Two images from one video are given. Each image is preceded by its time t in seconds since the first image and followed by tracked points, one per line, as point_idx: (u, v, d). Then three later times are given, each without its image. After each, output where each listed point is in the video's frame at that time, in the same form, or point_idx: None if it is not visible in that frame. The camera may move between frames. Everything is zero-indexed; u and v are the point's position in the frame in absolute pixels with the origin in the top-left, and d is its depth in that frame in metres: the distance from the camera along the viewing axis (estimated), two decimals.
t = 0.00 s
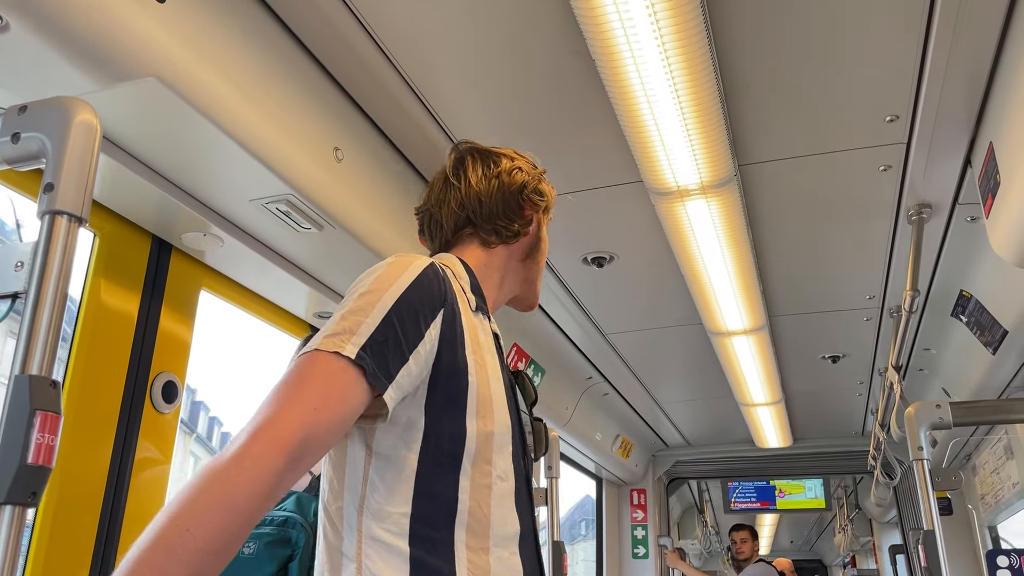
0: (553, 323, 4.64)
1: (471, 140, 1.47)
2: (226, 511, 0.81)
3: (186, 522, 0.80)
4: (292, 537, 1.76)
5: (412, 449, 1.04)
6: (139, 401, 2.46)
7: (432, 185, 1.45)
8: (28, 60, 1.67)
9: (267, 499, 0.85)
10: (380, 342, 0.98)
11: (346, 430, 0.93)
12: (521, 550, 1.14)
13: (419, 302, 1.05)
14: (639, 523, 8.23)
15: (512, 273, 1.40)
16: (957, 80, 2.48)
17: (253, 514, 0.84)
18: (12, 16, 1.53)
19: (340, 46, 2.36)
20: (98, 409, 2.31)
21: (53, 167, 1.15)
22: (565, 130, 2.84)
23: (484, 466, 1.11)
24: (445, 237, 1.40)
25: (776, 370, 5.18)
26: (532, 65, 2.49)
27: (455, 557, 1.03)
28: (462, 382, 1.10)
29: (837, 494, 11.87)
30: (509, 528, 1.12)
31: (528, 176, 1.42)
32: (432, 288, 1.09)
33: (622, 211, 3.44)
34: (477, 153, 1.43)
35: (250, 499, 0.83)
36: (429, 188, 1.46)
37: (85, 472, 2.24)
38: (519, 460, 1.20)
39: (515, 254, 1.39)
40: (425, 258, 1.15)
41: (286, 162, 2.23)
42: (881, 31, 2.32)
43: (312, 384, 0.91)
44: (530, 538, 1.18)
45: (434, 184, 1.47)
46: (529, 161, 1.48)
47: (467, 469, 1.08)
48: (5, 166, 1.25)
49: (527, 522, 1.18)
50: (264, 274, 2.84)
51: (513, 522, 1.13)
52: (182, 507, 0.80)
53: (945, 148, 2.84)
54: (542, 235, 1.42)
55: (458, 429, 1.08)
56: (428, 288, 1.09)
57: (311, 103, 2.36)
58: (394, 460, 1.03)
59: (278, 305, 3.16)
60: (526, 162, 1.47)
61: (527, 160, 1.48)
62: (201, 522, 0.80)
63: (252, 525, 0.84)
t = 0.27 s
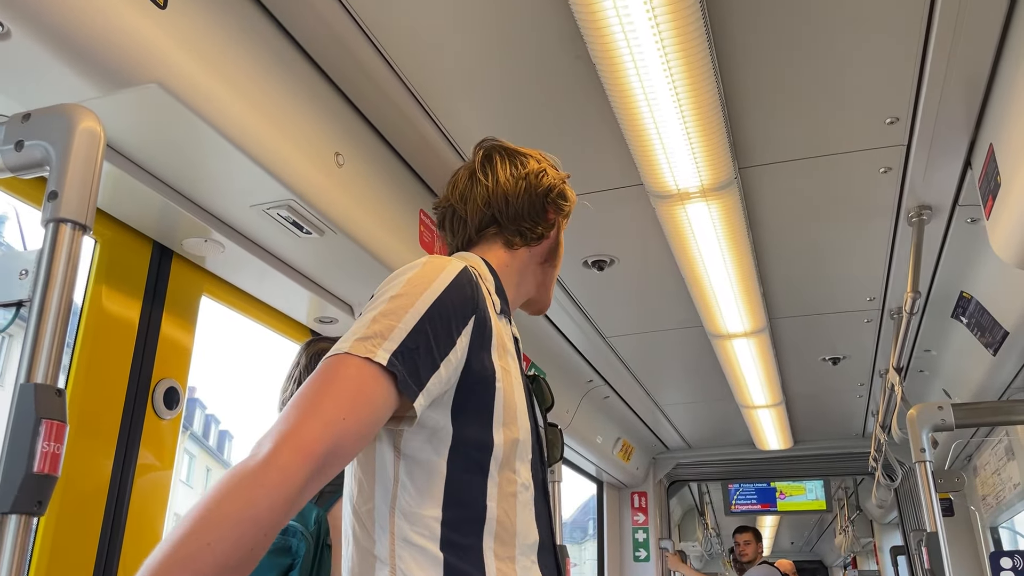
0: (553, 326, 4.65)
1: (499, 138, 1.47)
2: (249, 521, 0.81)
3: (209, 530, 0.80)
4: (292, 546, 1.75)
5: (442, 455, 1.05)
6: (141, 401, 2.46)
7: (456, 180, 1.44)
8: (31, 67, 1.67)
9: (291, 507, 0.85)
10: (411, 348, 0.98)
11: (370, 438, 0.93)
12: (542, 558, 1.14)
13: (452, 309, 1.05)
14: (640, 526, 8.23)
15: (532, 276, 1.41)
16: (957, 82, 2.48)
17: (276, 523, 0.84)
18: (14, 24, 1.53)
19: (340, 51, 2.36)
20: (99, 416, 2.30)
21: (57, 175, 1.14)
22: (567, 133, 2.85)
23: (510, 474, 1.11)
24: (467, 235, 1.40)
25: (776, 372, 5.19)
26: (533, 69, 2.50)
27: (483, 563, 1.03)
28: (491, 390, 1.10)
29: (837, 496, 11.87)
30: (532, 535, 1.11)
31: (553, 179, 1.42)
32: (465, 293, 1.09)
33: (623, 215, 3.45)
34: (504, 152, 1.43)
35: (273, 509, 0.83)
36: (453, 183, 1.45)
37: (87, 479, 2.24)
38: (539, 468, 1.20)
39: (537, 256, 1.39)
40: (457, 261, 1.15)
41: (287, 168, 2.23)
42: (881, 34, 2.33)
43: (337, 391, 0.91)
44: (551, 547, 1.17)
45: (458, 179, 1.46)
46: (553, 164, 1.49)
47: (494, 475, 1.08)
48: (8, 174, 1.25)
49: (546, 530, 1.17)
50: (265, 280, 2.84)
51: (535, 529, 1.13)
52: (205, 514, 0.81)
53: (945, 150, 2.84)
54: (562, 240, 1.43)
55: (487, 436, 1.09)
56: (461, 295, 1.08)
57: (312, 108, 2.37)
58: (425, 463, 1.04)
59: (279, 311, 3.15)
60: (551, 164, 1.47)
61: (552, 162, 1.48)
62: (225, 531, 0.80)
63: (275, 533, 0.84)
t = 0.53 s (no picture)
0: (555, 327, 4.64)
1: (481, 133, 1.48)
2: (244, 520, 0.81)
3: (204, 530, 0.79)
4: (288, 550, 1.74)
5: (438, 455, 1.04)
6: (144, 400, 2.45)
7: (446, 181, 1.44)
8: (33, 67, 1.67)
9: (286, 507, 0.84)
10: (402, 344, 0.98)
11: (367, 436, 0.93)
12: (546, 558, 1.14)
13: (443, 305, 1.05)
14: (642, 527, 8.22)
15: (533, 267, 1.40)
16: (960, 80, 2.48)
17: (272, 522, 0.83)
18: (17, 24, 1.53)
19: (343, 51, 2.36)
20: (102, 418, 2.29)
21: (62, 175, 1.14)
22: (568, 133, 2.84)
23: (508, 473, 1.09)
24: (464, 234, 1.39)
25: (778, 372, 5.19)
26: (535, 68, 2.49)
27: (480, 564, 1.02)
28: (484, 388, 1.10)
29: (839, 497, 11.87)
30: (531, 535, 1.11)
31: (543, 163, 1.42)
32: (456, 290, 1.09)
33: (625, 215, 3.44)
34: (489, 145, 1.43)
35: (269, 507, 0.82)
36: (443, 184, 1.45)
37: (89, 482, 2.23)
38: (541, 466, 1.18)
39: (536, 246, 1.39)
40: (449, 258, 1.15)
41: (290, 167, 2.23)
42: (883, 32, 2.32)
43: (333, 390, 0.90)
44: (553, 546, 1.16)
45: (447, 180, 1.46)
46: (542, 149, 1.48)
47: (491, 475, 1.07)
48: (12, 172, 1.25)
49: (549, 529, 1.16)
50: (267, 280, 2.84)
51: (536, 529, 1.13)
52: (201, 514, 0.80)
53: (948, 149, 2.84)
54: (560, 223, 1.43)
55: (483, 434, 1.08)
56: (451, 290, 1.08)
57: (314, 108, 2.36)
58: (418, 465, 1.04)
59: (280, 311, 3.14)
60: (540, 150, 1.47)
61: (540, 148, 1.48)
62: (220, 532, 0.79)
63: (271, 532, 0.84)
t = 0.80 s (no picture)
0: (555, 327, 4.64)
1: (486, 137, 1.48)
2: (245, 519, 0.81)
3: (205, 528, 0.79)
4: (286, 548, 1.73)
5: (436, 450, 1.04)
6: (144, 399, 2.46)
7: (448, 180, 1.44)
8: (34, 65, 1.67)
9: (288, 504, 0.84)
10: (407, 342, 0.98)
11: (368, 434, 0.93)
12: (545, 555, 1.14)
13: (447, 303, 1.05)
14: (642, 527, 8.22)
15: (528, 273, 1.40)
16: (961, 81, 2.48)
17: (273, 520, 0.83)
18: (18, 22, 1.53)
19: (344, 50, 2.36)
20: (101, 417, 2.30)
21: (62, 172, 1.14)
22: (568, 133, 2.84)
23: (507, 470, 1.10)
24: (462, 235, 1.39)
25: (778, 373, 5.19)
26: (535, 68, 2.49)
27: (480, 562, 1.02)
28: (483, 386, 1.10)
29: (839, 497, 11.87)
30: (529, 532, 1.11)
31: (546, 174, 1.42)
32: (460, 289, 1.09)
33: (625, 214, 3.44)
34: (494, 149, 1.43)
35: (270, 505, 0.82)
36: (444, 184, 1.44)
37: (89, 481, 2.24)
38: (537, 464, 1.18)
39: (532, 253, 1.38)
40: (453, 258, 1.15)
41: (290, 166, 2.23)
42: (884, 32, 2.32)
43: (335, 387, 0.91)
44: (550, 543, 1.16)
45: (449, 181, 1.46)
46: (545, 160, 1.49)
47: (489, 471, 1.07)
48: (12, 170, 1.25)
49: (546, 527, 1.17)
50: (267, 280, 2.84)
51: (535, 527, 1.13)
52: (201, 512, 0.80)
53: (948, 149, 2.84)
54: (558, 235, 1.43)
55: (482, 431, 1.08)
56: (455, 288, 1.08)
57: (315, 107, 2.36)
58: (417, 459, 1.04)
59: (280, 310, 3.14)
60: (540, 160, 1.47)
61: (543, 158, 1.48)
62: (222, 530, 0.79)
63: (272, 530, 0.84)
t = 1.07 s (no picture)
0: (553, 326, 4.64)
1: (476, 139, 1.48)
2: (249, 519, 0.81)
3: (207, 530, 0.79)
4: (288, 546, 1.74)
5: (441, 448, 1.05)
6: (141, 398, 2.46)
7: (440, 177, 1.43)
8: (31, 64, 1.66)
9: (291, 505, 0.84)
10: (415, 342, 0.98)
11: (372, 434, 0.93)
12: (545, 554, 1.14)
13: (456, 302, 1.05)
14: (640, 527, 8.22)
15: (516, 273, 1.41)
16: (959, 81, 2.48)
17: (276, 520, 0.83)
18: (14, 22, 1.53)
19: (341, 50, 2.36)
20: (98, 416, 2.30)
21: (55, 171, 1.14)
22: (566, 132, 2.84)
23: (509, 469, 1.11)
24: (454, 232, 1.38)
25: (776, 373, 5.19)
26: (533, 68, 2.50)
27: (485, 562, 1.03)
28: (490, 384, 1.10)
29: (837, 497, 11.89)
30: (530, 531, 1.12)
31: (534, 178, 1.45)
32: (470, 288, 1.09)
33: (622, 214, 3.44)
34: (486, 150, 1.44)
35: (274, 506, 0.82)
36: (434, 181, 1.43)
37: (85, 479, 2.23)
38: (536, 465, 1.20)
39: (521, 253, 1.39)
40: (462, 257, 1.14)
41: (287, 166, 2.23)
42: (881, 33, 2.33)
43: (341, 387, 0.90)
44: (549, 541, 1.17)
45: (437, 178, 1.45)
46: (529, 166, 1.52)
47: (493, 470, 1.09)
48: (6, 169, 1.25)
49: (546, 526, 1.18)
50: (264, 279, 2.84)
51: (535, 525, 1.13)
52: (205, 511, 0.80)
53: (945, 150, 2.84)
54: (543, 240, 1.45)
55: (485, 431, 1.09)
56: (465, 288, 1.08)
57: (312, 107, 2.36)
58: (423, 456, 1.04)
59: (276, 309, 3.14)
60: (529, 165, 1.49)
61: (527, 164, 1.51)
62: (225, 530, 0.79)
63: (274, 531, 0.84)
